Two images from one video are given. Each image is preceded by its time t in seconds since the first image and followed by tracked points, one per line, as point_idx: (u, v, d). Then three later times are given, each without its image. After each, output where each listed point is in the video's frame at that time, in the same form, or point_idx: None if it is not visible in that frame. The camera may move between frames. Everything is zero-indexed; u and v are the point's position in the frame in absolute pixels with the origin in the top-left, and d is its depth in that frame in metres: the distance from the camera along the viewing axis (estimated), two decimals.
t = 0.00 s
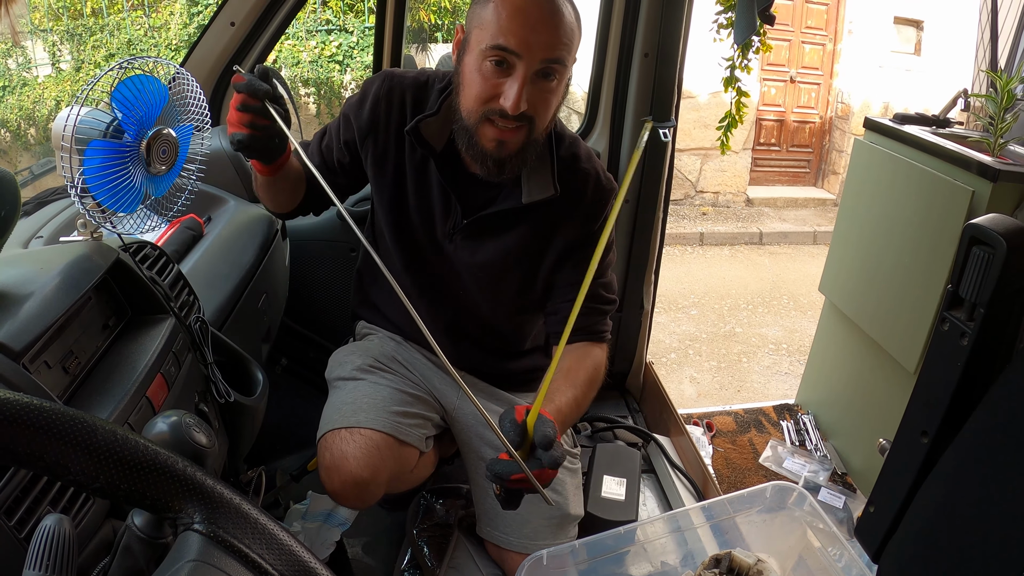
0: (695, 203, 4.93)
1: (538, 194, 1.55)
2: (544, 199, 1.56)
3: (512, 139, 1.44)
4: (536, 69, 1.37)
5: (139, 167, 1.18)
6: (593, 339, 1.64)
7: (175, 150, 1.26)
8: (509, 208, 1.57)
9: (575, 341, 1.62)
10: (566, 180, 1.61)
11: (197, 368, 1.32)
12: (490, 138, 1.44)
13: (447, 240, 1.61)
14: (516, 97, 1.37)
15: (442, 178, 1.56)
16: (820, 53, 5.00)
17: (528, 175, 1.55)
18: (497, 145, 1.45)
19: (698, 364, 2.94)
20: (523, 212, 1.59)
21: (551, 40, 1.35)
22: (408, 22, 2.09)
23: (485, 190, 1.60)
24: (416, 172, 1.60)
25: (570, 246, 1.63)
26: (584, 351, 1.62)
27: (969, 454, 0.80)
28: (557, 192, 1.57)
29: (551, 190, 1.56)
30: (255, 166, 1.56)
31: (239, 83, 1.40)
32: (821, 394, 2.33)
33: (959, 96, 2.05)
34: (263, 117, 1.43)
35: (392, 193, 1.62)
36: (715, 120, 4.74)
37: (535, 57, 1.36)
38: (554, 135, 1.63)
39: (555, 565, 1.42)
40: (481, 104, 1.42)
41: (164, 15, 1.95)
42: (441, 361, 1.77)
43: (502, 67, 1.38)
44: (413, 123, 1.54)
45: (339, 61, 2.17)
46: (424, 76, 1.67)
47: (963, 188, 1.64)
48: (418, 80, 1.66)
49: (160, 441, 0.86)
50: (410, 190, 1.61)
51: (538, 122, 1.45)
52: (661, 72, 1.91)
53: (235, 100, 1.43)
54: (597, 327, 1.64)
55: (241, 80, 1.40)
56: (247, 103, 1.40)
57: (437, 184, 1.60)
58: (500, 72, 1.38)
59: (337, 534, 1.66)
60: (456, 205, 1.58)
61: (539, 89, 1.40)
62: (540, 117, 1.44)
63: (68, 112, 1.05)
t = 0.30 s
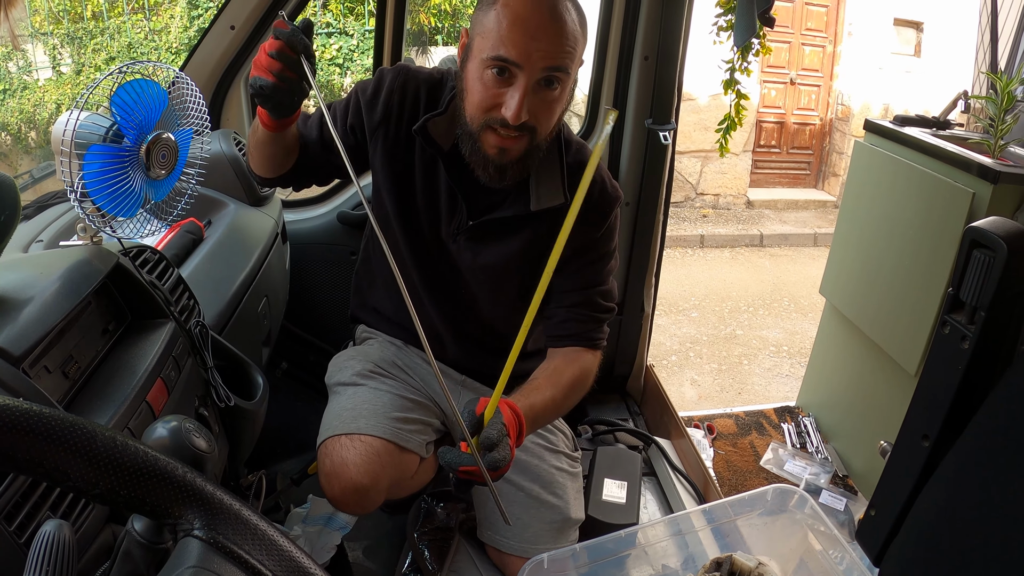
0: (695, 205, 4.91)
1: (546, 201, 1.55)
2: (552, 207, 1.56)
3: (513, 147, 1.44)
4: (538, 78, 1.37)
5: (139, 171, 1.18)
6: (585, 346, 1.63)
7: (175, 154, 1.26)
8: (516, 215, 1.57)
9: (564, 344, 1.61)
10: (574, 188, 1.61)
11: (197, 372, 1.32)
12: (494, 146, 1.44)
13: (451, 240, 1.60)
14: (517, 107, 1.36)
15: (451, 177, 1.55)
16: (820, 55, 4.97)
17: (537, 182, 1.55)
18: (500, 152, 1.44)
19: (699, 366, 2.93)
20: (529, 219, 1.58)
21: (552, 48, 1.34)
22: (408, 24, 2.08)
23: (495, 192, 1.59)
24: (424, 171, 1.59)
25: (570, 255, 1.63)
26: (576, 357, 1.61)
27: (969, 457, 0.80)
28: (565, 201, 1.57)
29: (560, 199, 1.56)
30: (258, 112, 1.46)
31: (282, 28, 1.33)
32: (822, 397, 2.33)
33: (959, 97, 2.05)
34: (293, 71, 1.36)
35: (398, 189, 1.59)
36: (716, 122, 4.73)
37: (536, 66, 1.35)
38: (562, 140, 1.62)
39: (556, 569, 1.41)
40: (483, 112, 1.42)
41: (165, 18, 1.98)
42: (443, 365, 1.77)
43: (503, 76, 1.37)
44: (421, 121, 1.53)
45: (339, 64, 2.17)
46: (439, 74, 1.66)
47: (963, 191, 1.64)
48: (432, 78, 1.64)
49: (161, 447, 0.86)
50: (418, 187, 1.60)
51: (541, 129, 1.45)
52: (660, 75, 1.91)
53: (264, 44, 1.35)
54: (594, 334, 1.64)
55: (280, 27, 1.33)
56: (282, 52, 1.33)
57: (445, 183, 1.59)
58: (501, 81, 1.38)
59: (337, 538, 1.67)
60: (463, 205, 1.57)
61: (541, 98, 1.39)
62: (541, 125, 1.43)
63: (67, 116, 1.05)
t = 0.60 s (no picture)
0: (697, 213, 4.94)
1: (555, 222, 1.53)
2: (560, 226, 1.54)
3: (514, 172, 1.44)
4: (536, 104, 1.36)
5: (142, 182, 1.19)
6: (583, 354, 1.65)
7: (178, 165, 1.26)
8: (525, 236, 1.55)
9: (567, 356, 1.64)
10: (582, 206, 1.59)
11: (199, 383, 1.32)
12: (496, 172, 1.44)
13: (458, 255, 1.60)
14: (516, 135, 1.36)
15: (458, 195, 1.55)
16: (821, 62, 4.97)
17: (545, 202, 1.53)
18: (502, 176, 1.44)
19: (701, 375, 2.93)
20: (537, 238, 1.57)
21: (549, 75, 1.34)
22: (410, 33, 2.06)
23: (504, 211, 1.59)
24: (434, 188, 1.59)
25: (577, 274, 1.63)
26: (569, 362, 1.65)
27: (971, 468, 0.80)
28: (575, 221, 1.54)
29: (569, 219, 1.53)
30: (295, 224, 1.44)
31: (340, 167, 1.32)
32: (824, 406, 2.32)
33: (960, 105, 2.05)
34: (345, 208, 1.37)
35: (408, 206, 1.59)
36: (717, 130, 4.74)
37: (534, 92, 1.35)
38: (568, 157, 1.60)
39: None
40: (483, 139, 1.42)
41: (167, 27, 1.98)
42: (447, 374, 1.78)
43: (501, 103, 1.37)
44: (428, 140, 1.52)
45: (342, 73, 2.20)
46: (444, 89, 1.65)
47: (965, 198, 1.64)
48: (438, 93, 1.64)
49: (163, 458, 0.86)
50: (427, 203, 1.60)
51: (542, 154, 1.44)
52: (662, 85, 1.92)
53: (319, 175, 1.35)
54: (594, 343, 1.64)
55: (337, 163, 1.33)
56: (336, 190, 1.34)
57: (453, 200, 1.58)
58: (499, 108, 1.38)
59: (339, 547, 1.67)
60: (471, 222, 1.57)
61: (540, 125, 1.39)
62: (540, 151, 1.43)
63: (71, 127, 1.05)
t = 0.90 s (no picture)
0: (699, 216, 4.96)
1: (558, 219, 1.52)
2: (563, 223, 1.53)
3: (519, 161, 1.43)
4: (541, 88, 1.36)
5: (145, 185, 1.19)
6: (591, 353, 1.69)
7: (181, 168, 1.27)
8: (529, 235, 1.55)
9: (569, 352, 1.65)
10: (584, 206, 1.59)
11: (202, 385, 1.32)
12: (501, 160, 1.43)
13: (463, 258, 1.60)
14: (522, 118, 1.36)
15: (462, 195, 1.55)
16: (822, 65, 5.03)
17: (548, 198, 1.53)
18: (507, 166, 1.44)
19: (703, 377, 2.93)
20: (542, 240, 1.57)
21: (554, 58, 1.34)
22: (411, 36, 2.08)
23: (508, 212, 1.60)
24: (437, 190, 1.59)
25: (586, 275, 1.63)
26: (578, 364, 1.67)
27: (974, 471, 0.80)
28: (577, 217, 1.54)
29: (572, 215, 1.52)
30: (298, 226, 1.43)
31: (348, 171, 1.33)
32: (826, 407, 2.32)
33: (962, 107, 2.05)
34: (351, 214, 1.36)
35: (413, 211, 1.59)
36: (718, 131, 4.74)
37: (538, 74, 1.35)
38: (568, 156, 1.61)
39: None
40: (489, 127, 1.42)
41: (169, 29, 1.97)
42: (449, 377, 1.78)
43: (507, 88, 1.37)
44: (433, 143, 1.52)
45: (343, 76, 2.21)
46: (442, 92, 1.66)
47: (966, 200, 1.63)
48: (437, 96, 1.64)
49: (166, 461, 0.86)
50: (431, 206, 1.60)
51: (548, 142, 1.44)
52: (664, 87, 1.92)
53: (327, 180, 1.35)
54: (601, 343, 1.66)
55: (346, 168, 1.34)
56: (343, 195, 1.34)
57: (456, 201, 1.59)
58: (505, 94, 1.38)
59: (342, 549, 1.68)
60: (475, 222, 1.56)
61: (545, 108, 1.39)
62: (546, 138, 1.42)
63: (73, 130, 1.05)
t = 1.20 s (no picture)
0: (699, 216, 4.97)
1: (556, 220, 1.52)
2: (561, 224, 1.54)
3: (520, 161, 1.43)
4: (541, 87, 1.37)
5: (145, 185, 1.19)
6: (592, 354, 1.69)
7: (181, 168, 1.27)
8: (527, 237, 1.55)
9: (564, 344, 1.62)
10: (582, 207, 1.59)
11: (202, 385, 1.32)
12: (501, 161, 1.43)
13: (462, 259, 1.60)
14: (522, 118, 1.37)
15: (461, 196, 1.55)
16: (822, 66, 5.00)
17: (546, 199, 1.53)
18: (507, 167, 1.44)
19: (703, 378, 2.93)
20: (541, 240, 1.57)
21: (555, 57, 1.35)
22: (412, 36, 2.07)
23: (505, 212, 1.59)
24: (435, 190, 1.59)
25: (585, 276, 1.63)
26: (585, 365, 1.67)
27: (974, 472, 0.80)
28: (576, 217, 1.53)
29: (570, 216, 1.52)
30: (292, 221, 1.42)
31: (336, 161, 1.34)
32: (825, 408, 2.33)
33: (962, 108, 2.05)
34: (339, 203, 1.39)
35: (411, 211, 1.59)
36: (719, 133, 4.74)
37: (539, 74, 1.35)
38: (566, 158, 1.60)
39: None
40: (490, 127, 1.42)
41: (170, 29, 1.96)
42: (448, 378, 1.78)
43: (507, 88, 1.37)
44: (432, 144, 1.52)
45: (344, 76, 2.20)
46: (440, 92, 1.65)
47: (967, 201, 1.63)
48: (435, 96, 1.63)
49: (166, 460, 0.86)
50: (429, 207, 1.60)
51: (548, 142, 1.44)
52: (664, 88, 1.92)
53: (314, 169, 1.36)
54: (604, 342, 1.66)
55: (333, 158, 1.35)
56: (331, 185, 1.36)
57: (455, 202, 1.59)
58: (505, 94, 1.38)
59: (342, 549, 1.68)
60: (473, 223, 1.57)
61: (545, 108, 1.39)
62: (547, 138, 1.42)
63: (74, 129, 1.05)
